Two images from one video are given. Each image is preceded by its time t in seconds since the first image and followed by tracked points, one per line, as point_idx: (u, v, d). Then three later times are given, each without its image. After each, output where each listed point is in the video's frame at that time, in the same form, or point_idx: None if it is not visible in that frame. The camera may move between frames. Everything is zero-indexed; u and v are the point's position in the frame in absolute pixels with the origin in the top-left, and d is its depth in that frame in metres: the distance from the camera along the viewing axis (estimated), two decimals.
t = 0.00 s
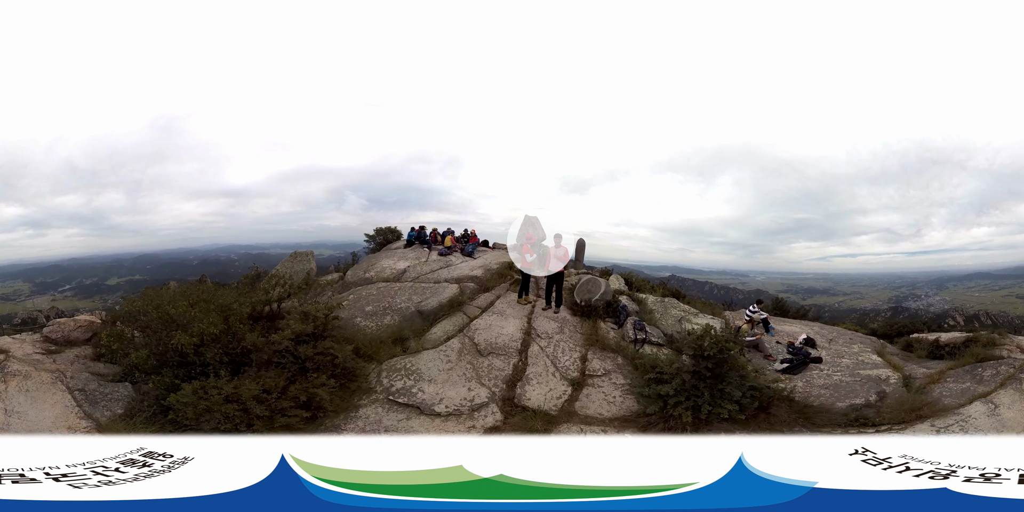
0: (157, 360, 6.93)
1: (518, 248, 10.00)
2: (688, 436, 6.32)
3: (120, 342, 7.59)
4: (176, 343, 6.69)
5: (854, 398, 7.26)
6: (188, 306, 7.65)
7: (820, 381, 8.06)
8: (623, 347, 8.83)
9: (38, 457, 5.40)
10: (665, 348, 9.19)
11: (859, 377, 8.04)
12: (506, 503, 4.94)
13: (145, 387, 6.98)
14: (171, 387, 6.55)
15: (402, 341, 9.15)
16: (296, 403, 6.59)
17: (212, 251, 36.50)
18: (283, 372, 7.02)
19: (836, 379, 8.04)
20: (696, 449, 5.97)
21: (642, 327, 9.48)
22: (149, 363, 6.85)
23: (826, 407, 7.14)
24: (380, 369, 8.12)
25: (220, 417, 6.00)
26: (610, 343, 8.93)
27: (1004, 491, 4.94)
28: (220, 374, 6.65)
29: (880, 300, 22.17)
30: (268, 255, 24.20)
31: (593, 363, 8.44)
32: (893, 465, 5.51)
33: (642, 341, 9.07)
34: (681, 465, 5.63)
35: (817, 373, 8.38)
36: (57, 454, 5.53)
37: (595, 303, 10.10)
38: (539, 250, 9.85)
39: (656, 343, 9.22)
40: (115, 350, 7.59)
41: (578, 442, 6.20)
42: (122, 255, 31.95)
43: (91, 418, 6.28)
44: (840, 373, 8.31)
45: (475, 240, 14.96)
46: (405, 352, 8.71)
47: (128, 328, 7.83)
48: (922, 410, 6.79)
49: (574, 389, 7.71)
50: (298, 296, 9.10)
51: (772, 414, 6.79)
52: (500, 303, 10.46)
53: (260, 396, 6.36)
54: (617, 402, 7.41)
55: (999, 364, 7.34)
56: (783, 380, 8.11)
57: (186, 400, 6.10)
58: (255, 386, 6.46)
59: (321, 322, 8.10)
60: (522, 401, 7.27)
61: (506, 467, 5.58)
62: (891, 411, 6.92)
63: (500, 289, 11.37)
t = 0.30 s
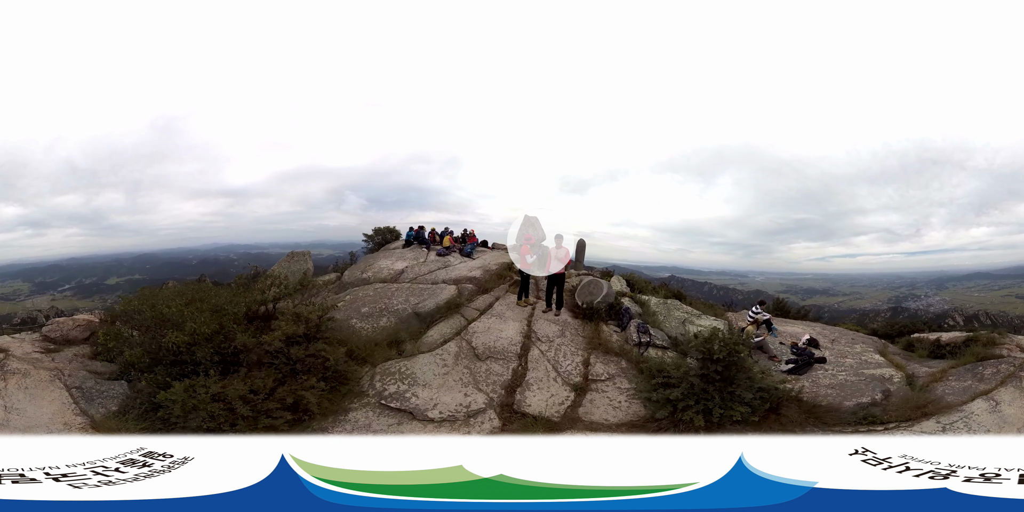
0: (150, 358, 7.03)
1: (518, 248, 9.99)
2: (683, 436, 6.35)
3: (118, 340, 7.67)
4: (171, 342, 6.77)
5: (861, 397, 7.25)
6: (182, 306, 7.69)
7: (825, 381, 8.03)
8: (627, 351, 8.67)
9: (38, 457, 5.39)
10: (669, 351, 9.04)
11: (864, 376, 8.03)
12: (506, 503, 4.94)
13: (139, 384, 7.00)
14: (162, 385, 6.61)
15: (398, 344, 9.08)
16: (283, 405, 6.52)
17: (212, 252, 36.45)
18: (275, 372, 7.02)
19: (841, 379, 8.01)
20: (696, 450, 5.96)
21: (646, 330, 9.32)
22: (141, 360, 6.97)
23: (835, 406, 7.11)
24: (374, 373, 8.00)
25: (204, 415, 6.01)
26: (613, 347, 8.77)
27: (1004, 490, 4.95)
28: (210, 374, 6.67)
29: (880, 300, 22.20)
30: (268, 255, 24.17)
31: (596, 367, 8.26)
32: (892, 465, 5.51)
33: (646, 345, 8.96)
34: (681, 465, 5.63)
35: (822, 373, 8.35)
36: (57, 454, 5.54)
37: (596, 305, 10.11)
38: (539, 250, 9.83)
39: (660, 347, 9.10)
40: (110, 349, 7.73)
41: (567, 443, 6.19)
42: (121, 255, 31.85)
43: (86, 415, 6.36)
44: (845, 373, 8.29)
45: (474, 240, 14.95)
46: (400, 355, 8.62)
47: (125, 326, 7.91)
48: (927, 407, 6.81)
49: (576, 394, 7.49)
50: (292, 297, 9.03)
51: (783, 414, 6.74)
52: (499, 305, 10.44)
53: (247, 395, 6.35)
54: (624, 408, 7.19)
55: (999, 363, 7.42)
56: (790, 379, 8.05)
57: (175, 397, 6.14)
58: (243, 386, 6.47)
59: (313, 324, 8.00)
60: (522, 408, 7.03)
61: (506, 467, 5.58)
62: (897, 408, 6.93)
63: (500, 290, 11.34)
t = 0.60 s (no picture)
0: (144, 357, 7.05)
1: (518, 248, 9.98)
2: (678, 437, 6.37)
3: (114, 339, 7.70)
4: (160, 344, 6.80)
5: (866, 395, 7.25)
6: (175, 307, 7.72)
7: (830, 380, 8.01)
8: (632, 354, 8.65)
9: (38, 457, 5.40)
10: (675, 354, 8.99)
11: (868, 375, 8.03)
12: (505, 502, 4.94)
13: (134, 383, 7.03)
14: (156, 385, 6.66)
15: (394, 348, 9.00)
16: (268, 408, 6.40)
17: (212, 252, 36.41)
18: (265, 375, 6.92)
19: (845, 379, 7.99)
20: (695, 450, 5.96)
21: (651, 333, 9.21)
22: (134, 359, 7.00)
23: (842, 405, 7.09)
24: (367, 378, 7.85)
25: (189, 415, 6.05)
26: (618, 351, 8.72)
27: (1004, 491, 4.95)
28: (200, 374, 6.71)
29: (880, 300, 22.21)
30: (268, 255, 24.16)
31: (601, 372, 8.15)
32: (892, 465, 5.51)
33: (651, 348, 8.88)
34: (681, 465, 5.63)
35: (827, 373, 8.33)
36: (58, 453, 5.55)
37: (599, 308, 10.09)
38: (540, 250, 9.79)
39: (666, 350, 9.00)
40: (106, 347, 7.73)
41: (566, 442, 6.20)
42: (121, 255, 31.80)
43: (81, 412, 6.40)
44: (849, 372, 8.29)
45: (474, 241, 14.95)
46: (395, 359, 8.52)
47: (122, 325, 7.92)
48: (931, 404, 6.83)
49: (581, 400, 7.37)
50: (287, 299, 9.12)
51: (793, 414, 6.75)
52: (499, 308, 10.38)
53: (233, 397, 6.31)
54: (631, 412, 7.10)
55: (999, 362, 7.45)
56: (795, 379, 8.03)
57: (163, 396, 6.20)
58: (230, 386, 6.46)
59: (305, 329, 7.85)
60: (524, 414, 6.90)
61: (506, 467, 5.58)
62: (902, 405, 6.95)
63: (500, 292, 11.28)
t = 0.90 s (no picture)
0: (138, 358, 7.12)
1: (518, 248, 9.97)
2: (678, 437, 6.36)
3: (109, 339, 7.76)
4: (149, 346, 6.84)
5: (870, 394, 7.26)
6: (167, 309, 7.79)
7: (835, 380, 8.02)
8: (639, 358, 8.61)
9: (39, 457, 5.39)
10: (682, 358, 8.99)
11: (871, 374, 8.05)
12: (505, 503, 4.94)
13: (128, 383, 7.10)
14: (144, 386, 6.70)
15: (389, 354, 8.80)
16: (254, 412, 6.32)
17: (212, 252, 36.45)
18: (256, 378, 6.90)
19: (850, 378, 8.00)
20: (695, 450, 5.97)
21: (657, 338, 9.18)
22: (126, 360, 7.07)
23: (849, 404, 7.09)
24: (362, 383, 7.66)
25: (175, 415, 6.09)
26: (623, 355, 8.67)
27: (1004, 491, 4.95)
28: (191, 376, 6.76)
29: (880, 300, 22.23)
30: (268, 255, 24.19)
31: (607, 378, 8.08)
32: (892, 465, 5.51)
33: (657, 353, 8.82)
34: (681, 465, 5.63)
35: (832, 373, 8.34)
36: (58, 453, 5.55)
37: (603, 312, 9.99)
38: (540, 250, 9.80)
39: (672, 354, 8.98)
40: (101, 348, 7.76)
41: (571, 442, 6.20)
42: (121, 255, 31.80)
43: (75, 411, 6.44)
44: (853, 372, 8.30)
45: (473, 241, 14.95)
46: (391, 365, 8.30)
47: (118, 325, 7.94)
48: (933, 402, 6.85)
49: (588, 406, 7.23)
50: (282, 302, 9.17)
51: (802, 413, 6.74)
52: (499, 312, 10.26)
53: (220, 400, 6.33)
54: (641, 418, 7.03)
55: (998, 361, 7.46)
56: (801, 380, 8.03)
57: (151, 397, 6.26)
58: (218, 390, 6.49)
59: (297, 335, 7.77)
60: (528, 423, 6.71)
61: (506, 467, 5.58)
62: (907, 403, 6.96)
63: (500, 295, 11.22)
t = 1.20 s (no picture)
0: (131, 360, 7.15)
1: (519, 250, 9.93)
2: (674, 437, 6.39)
3: (105, 340, 7.79)
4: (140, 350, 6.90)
5: (875, 394, 7.27)
6: (162, 314, 7.85)
7: (840, 381, 8.01)
8: (646, 365, 8.53)
9: (39, 457, 5.40)
10: (689, 362, 8.97)
11: (875, 375, 8.05)
12: (505, 502, 4.95)
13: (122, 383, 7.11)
14: (133, 389, 6.71)
15: (388, 362, 8.68)
16: (240, 418, 6.25)
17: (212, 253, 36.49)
18: (247, 384, 6.78)
19: (855, 379, 8.00)
20: (695, 450, 5.97)
21: (664, 343, 9.19)
22: (120, 362, 7.10)
23: (856, 403, 7.09)
24: (356, 391, 7.50)
25: (160, 417, 6.13)
26: (630, 362, 8.58)
27: (1004, 490, 4.94)
28: (181, 381, 6.76)
29: (880, 301, 22.25)
30: (268, 255, 24.21)
31: (614, 384, 7.95)
32: (892, 465, 5.52)
33: (665, 358, 8.81)
34: (681, 465, 5.63)
35: (836, 374, 8.35)
36: (58, 454, 5.55)
37: (609, 318, 9.98)
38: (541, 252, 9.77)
39: (680, 359, 8.98)
40: (97, 351, 7.79)
41: (573, 442, 6.21)
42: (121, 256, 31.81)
43: (70, 410, 6.48)
44: (857, 372, 8.30)
45: (473, 243, 14.97)
46: (388, 373, 8.15)
47: (116, 327, 7.98)
48: (936, 401, 6.87)
49: (597, 414, 7.03)
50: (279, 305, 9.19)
51: (813, 413, 6.75)
52: (501, 319, 10.18)
53: (207, 405, 6.28)
54: (654, 424, 6.84)
55: (999, 362, 7.46)
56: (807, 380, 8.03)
57: (141, 399, 6.36)
58: (206, 395, 6.45)
59: (290, 343, 7.54)
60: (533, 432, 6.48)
61: (506, 467, 5.57)
62: (911, 402, 6.98)
63: (502, 301, 11.11)
